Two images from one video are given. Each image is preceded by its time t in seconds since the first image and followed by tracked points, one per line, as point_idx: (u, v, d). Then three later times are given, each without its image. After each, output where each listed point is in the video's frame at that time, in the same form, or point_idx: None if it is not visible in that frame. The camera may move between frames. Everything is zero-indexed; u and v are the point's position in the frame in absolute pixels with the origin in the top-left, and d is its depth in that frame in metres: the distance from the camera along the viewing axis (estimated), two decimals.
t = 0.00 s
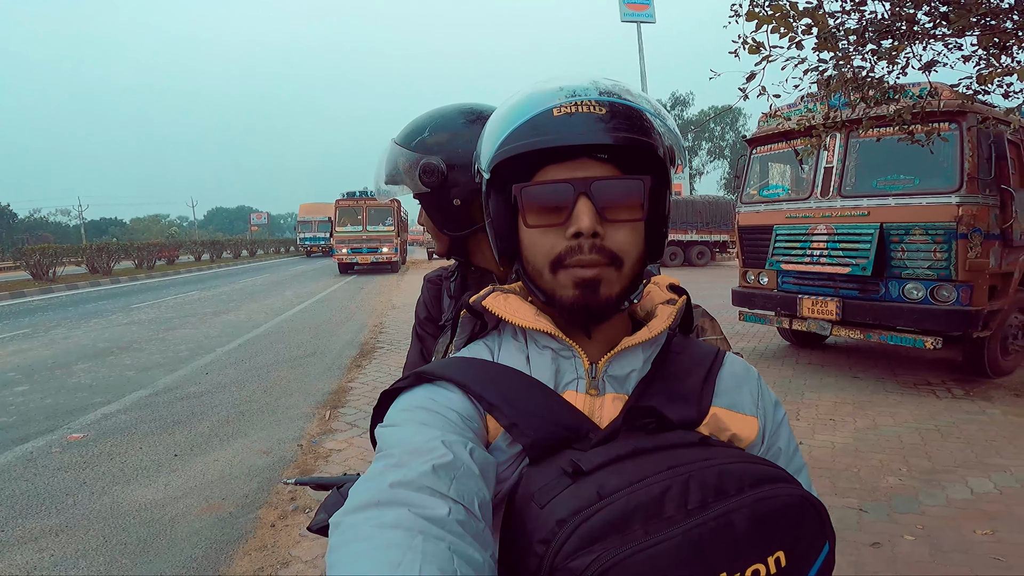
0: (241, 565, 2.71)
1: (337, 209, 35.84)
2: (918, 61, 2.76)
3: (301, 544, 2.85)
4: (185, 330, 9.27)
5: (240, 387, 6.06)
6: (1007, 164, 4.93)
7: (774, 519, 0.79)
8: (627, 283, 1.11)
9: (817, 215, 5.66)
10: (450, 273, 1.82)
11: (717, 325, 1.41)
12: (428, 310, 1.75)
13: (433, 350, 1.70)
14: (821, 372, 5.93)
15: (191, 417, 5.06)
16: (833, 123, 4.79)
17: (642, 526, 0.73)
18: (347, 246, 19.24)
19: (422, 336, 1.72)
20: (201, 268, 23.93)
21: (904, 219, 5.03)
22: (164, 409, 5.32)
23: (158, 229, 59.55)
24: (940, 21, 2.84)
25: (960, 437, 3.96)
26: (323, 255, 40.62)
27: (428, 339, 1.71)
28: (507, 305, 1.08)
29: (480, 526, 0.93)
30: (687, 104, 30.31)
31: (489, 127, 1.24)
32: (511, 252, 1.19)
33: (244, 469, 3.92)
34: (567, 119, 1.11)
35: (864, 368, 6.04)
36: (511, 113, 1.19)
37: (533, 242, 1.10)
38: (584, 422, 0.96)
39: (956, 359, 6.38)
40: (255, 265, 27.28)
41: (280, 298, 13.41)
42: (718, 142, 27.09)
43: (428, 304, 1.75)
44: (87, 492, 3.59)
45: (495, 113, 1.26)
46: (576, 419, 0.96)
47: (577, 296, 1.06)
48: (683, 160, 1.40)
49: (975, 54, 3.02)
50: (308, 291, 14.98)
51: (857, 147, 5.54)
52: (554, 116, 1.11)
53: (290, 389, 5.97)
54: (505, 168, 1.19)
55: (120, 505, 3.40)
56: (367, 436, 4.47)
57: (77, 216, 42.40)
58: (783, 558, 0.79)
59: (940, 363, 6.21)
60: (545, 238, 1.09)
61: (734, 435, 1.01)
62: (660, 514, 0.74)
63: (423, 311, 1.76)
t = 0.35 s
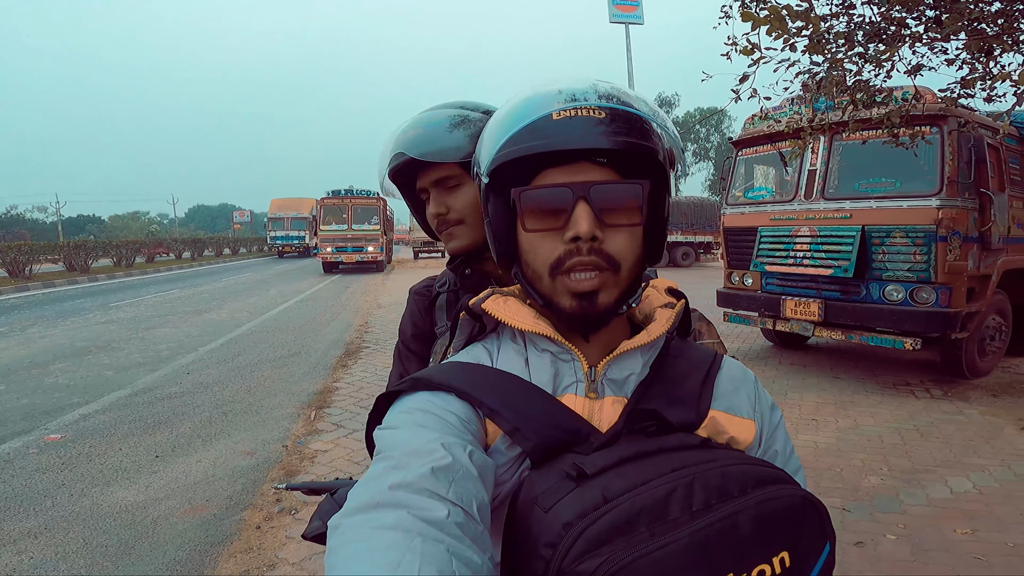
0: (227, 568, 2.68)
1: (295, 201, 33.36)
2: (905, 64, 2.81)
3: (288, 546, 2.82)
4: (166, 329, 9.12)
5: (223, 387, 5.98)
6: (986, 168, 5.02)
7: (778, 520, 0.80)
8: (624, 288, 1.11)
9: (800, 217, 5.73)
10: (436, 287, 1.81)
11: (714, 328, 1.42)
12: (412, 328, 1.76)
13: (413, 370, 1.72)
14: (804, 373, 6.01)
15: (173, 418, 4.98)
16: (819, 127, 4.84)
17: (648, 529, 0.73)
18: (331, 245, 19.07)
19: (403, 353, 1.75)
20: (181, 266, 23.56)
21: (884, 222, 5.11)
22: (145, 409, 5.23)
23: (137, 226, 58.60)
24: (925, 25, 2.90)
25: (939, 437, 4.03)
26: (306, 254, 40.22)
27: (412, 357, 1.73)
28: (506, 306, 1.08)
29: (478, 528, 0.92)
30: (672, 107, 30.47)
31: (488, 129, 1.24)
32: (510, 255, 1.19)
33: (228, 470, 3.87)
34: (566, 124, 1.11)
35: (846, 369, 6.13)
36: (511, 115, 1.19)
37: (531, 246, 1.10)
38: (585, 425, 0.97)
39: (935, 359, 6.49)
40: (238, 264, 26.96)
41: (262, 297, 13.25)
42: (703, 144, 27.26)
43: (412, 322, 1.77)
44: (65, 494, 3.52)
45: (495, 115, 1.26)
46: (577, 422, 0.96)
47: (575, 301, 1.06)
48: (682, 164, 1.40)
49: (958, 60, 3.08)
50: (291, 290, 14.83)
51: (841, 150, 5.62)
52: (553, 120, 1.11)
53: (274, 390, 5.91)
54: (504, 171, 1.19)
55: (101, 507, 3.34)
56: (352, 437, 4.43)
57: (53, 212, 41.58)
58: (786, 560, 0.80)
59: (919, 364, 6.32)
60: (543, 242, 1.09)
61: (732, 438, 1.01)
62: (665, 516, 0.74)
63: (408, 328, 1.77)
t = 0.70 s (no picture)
0: (218, 569, 2.66)
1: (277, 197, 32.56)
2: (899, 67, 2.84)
3: (280, 547, 2.81)
4: (153, 328, 9.03)
5: (213, 387, 5.92)
6: (974, 169, 5.07)
7: (780, 521, 0.81)
8: (622, 289, 1.11)
9: (790, 216, 5.76)
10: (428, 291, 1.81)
11: (710, 330, 1.42)
12: (406, 333, 1.73)
13: (407, 375, 1.69)
14: (793, 372, 6.05)
15: (162, 418, 4.93)
16: (810, 127, 4.87)
17: (652, 530, 0.74)
18: (322, 244, 18.95)
19: (396, 359, 1.71)
20: (170, 264, 23.35)
21: (873, 223, 5.15)
22: (133, 409, 5.18)
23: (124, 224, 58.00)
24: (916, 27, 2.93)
25: (927, 436, 4.07)
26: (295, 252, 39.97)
27: (405, 363, 1.70)
28: (506, 308, 1.09)
29: (477, 530, 0.92)
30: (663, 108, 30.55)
31: (489, 129, 1.24)
32: (509, 255, 1.19)
33: (218, 470, 3.84)
34: (565, 125, 1.11)
35: (835, 368, 6.18)
36: (510, 116, 1.19)
37: (528, 246, 1.11)
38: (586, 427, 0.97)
39: (922, 359, 6.55)
40: (228, 262, 26.74)
41: (252, 296, 13.15)
42: (694, 145, 27.36)
43: (405, 327, 1.74)
44: (53, 495, 3.48)
45: (496, 116, 1.26)
46: (577, 424, 0.96)
47: (572, 302, 1.07)
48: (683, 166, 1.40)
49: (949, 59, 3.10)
50: (281, 289, 14.74)
51: (831, 150, 5.66)
52: (553, 121, 1.11)
53: (264, 389, 5.87)
54: (503, 172, 1.19)
55: (89, 508, 3.30)
56: (344, 437, 4.41)
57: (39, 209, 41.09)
58: (790, 560, 0.81)
59: (907, 363, 6.38)
60: (541, 242, 1.09)
61: (729, 441, 1.02)
62: (668, 517, 0.76)
63: (401, 334, 1.74)
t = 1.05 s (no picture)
0: (212, 572, 2.64)
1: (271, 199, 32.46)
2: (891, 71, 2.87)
3: (275, 549, 2.79)
4: (143, 331, 8.96)
5: (205, 389, 5.89)
6: (963, 172, 5.13)
7: (782, 521, 0.83)
8: (621, 289, 1.12)
9: (783, 220, 5.80)
10: (424, 292, 1.81)
11: (705, 330, 1.44)
12: (401, 335, 1.74)
13: (402, 376, 1.69)
14: (786, 374, 6.08)
15: (153, 421, 4.90)
16: (802, 130, 4.91)
17: (655, 531, 0.76)
18: (314, 246, 18.87)
19: (392, 360, 1.71)
20: (161, 267, 23.20)
21: (864, 226, 5.20)
22: (124, 412, 5.14)
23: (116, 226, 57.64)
24: (908, 32, 2.97)
25: (918, 437, 4.11)
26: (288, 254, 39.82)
27: (400, 365, 1.70)
28: (505, 307, 1.10)
29: (476, 530, 0.93)
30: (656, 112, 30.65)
31: (486, 130, 1.25)
32: (508, 255, 1.20)
33: (211, 473, 3.81)
34: (562, 125, 1.12)
35: (826, 370, 6.22)
36: (508, 116, 1.20)
37: (526, 246, 1.11)
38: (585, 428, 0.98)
39: (913, 360, 6.61)
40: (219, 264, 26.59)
41: (244, 299, 13.09)
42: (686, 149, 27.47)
43: (401, 328, 1.74)
44: (43, 498, 3.45)
45: (494, 116, 1.27)
46: (578, 425, 0.97)
47: (571, 301, 1.07)
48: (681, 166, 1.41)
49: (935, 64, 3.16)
50: (273, 292, 14.66)
51: (822, 153, 5.70)
52: (550, 121, 1.12)
53: (257, 392, 5.83)
54: (501, 171, 1.20)
55: (80, 510, 3.28)
56: (338, 439, 4.39)
57: (28, 211, 40.74)
58: (790, 559, 0.83)
59: (898, 365, 6.43)
60: (539, 242, 1.10)
61: (728, 440, 1.03)
62: (671, 518, 0.78)
63: (396, 335, 1.74)
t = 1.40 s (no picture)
0: None
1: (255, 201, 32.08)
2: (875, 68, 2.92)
3: (267, 553, 2.78)
4: (128, 334, 8.84)
5: (192, 393, 5.83)
6: (945, 171, 5.21)
7: (787, 517, 0.88)
8: (620, 288, 1.13)
9: (769, 218, 5.85)
10: (418, 295, 1.81)
11: (702, 328, 1.45)
12: (397, 339, 1.74)
13: (398, 380, 1.69)
14: (774, 371, 6.15)
15: (140, 424, 4.84)
16: (788, 131, 4.92)
17: (662, 530, 0.81)
18: (301, 247, 18.74)
19: (388, 365, 1.71)
20: (144, 269, 22.88)
21: (849, 224, 5.26)
22: (110, 416, 5.08)
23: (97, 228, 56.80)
24: (892, 32, 3.01)
25: (904, 433, 4.17)
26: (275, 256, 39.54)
27: (396, 369, 1.70)
28: (504, 306, 1.11)
29: (476, 529, 0.93)
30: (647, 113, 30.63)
31: (484, 132, 1.26)
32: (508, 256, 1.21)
33: (200, 476, 3.78)
34: (562, 126, 1.13)
35: (813, 367, 6.30)
36: (507, 118, 1.21)
37: (527, 248, 1.12)
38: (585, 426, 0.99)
39: (898, 357, 6.70)
40: (205, 266, 26.33)
41: (230, 301, 12.97)
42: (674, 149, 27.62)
43: (396, 333, 1.74)
44: (29, 503, 3.40)
45: (493, 117, 1.28)
46: (580, 424, 0.98)
47: (571, 301, 1.08)
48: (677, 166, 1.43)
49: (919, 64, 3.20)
50: (260, 294, 14.54)
51: (808, 153, 5.77)
52: (549, 123, 1.13)
53: (245, 395, 5.77)
54: (499, 172, 1.20)
55: (68, 515, 3.24)
56: (329, 441, 4.37)
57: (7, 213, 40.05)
58: (796, 553, 0.88)
59: (883, 362, 6.52)
60: (540, 243, 1.10)
61: (729, 437, 1.07)
62: (677, 515, 0.83)
63: (392, 339, 1.74)
